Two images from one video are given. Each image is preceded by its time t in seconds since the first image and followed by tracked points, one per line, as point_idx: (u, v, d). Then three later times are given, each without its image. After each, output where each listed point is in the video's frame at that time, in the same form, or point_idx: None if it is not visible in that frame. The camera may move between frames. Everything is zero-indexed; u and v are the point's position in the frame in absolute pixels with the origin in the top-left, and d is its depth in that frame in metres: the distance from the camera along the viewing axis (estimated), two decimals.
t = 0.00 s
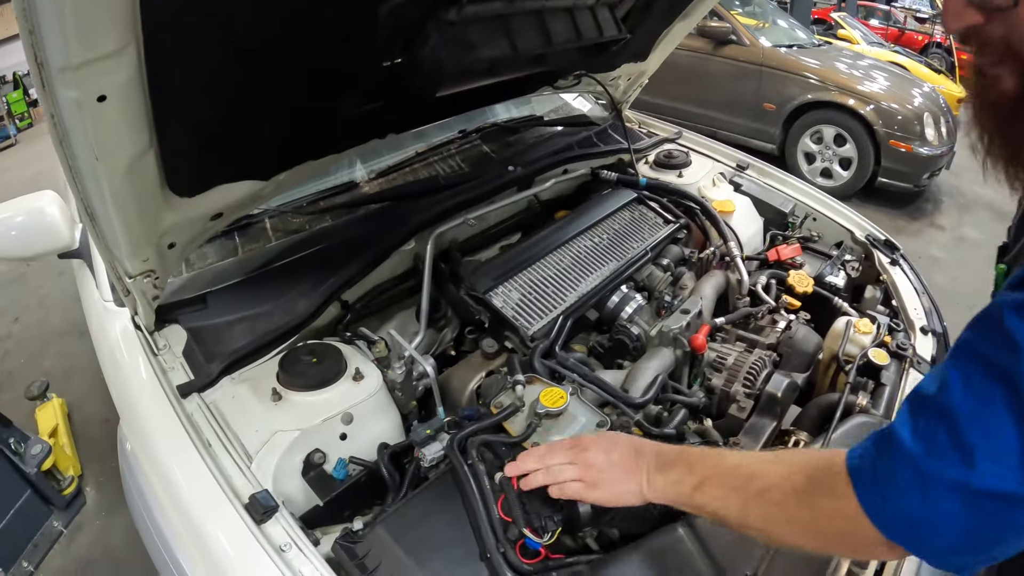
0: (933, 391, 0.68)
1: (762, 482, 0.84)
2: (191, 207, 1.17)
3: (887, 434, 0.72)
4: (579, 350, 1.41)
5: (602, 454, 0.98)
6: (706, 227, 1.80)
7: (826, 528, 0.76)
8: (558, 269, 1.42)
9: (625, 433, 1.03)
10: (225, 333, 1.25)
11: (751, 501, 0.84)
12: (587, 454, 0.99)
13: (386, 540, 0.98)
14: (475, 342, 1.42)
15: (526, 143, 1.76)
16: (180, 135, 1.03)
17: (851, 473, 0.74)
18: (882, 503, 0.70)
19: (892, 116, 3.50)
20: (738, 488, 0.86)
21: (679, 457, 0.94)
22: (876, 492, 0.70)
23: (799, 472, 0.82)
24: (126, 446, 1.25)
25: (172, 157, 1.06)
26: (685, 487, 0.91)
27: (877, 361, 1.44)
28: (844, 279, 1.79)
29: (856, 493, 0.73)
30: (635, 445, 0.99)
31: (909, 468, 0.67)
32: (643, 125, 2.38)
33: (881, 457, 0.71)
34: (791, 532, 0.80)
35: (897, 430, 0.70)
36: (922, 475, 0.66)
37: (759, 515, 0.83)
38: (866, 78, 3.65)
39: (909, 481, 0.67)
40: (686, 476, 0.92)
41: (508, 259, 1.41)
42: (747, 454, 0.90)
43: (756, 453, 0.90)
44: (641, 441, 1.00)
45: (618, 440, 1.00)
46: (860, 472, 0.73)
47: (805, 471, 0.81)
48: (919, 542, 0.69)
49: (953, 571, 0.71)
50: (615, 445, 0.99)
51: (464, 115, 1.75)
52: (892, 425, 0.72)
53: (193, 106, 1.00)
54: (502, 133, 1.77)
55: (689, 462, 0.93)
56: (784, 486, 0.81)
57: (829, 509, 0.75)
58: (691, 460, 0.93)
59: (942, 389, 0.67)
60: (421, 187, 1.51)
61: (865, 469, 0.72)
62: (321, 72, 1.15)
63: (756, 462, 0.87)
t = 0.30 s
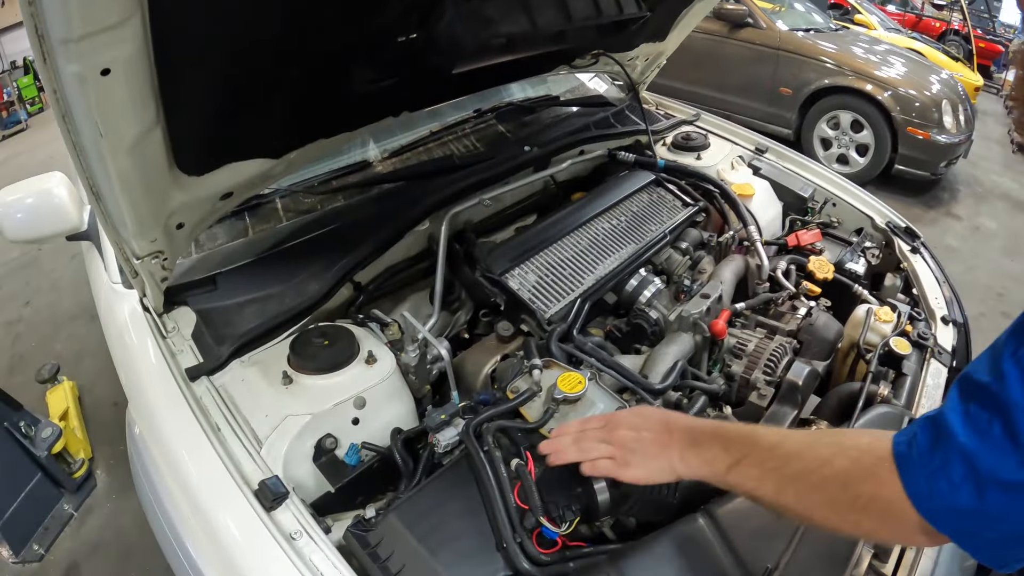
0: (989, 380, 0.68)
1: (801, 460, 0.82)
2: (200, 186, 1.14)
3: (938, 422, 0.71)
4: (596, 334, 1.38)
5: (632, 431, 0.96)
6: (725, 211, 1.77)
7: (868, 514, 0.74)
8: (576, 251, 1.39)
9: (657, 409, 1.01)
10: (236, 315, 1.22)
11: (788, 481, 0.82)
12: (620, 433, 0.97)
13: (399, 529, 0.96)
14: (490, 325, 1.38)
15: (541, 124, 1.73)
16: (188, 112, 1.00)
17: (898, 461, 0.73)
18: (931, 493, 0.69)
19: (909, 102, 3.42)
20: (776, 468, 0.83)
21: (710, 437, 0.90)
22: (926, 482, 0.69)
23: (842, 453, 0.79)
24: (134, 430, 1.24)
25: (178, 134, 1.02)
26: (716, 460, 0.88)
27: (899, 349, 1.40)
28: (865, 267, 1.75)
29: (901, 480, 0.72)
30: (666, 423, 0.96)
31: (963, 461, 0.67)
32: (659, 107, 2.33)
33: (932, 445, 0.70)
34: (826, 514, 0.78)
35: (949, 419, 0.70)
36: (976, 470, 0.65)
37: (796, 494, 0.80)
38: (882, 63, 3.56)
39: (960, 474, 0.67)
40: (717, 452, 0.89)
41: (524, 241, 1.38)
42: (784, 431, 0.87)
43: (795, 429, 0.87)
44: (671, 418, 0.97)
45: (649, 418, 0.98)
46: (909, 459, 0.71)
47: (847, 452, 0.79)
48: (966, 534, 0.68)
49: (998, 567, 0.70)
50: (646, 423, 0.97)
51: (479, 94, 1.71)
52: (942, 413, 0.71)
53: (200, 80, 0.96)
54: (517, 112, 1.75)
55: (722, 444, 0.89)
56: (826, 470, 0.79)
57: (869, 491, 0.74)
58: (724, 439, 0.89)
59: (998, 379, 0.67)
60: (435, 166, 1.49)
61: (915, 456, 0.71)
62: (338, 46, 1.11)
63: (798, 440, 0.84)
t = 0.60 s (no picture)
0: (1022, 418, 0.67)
1: (840, 541, 0.74)
2: (194, 177, 1.11)
3: (980, 468, 0.67)
4: (600, 326, 1.36)
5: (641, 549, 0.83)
6: (728, 201, 1.75)
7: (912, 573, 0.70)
8: (578, 241, 1.36)
9: (654, 492, 0.87)
10: (232, 310, 1.20)
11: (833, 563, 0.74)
12: (626, 555, 0.83)
13: (401, 528, 0.94)
14: (491, 317, 1.37)
15: (542, 113, 1.71)
16: (181, 101, 0.96)
17: (942, 516, 0.68)
18: (980, 547, 0.65)
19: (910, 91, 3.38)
20: (817, 554, 0.75)
21: (733, 522, 0.81)
22: (974, 534, 0.65)
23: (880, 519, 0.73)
24: (131, 428, 1.21)
25: (171, 125, 0.98)
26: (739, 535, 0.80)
27: (905, 340, 1.38)
28: (870, 257, 1.72)
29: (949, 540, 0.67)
30: (677, 510, 0.85)
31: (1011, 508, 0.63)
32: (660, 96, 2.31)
33: (977, 494, 0.66)
34: None
35: (991, 463, 0.66)
36: None
37: None
38: (883, 52, 3.52)
39: (1009, 522, 0.63)
40: (747, 535, 0.79)
41: (526, 232, 1.35)
42: (809, 501, 0.79)
43: (821, 495, 0.79)
44: (679, 497, 0.86)
45: (651, 510, 0.85)
46: (955, 517, 0.67)
47: (887, 519, 0.72)
48: None
49: None
50: (652, 522, 0.84)
51: (478, 83, 1.70)
52: (981, 455, 0.68)
53: (191, 67, 0.93)
54: (517, 102, 1.73)
55: (750, 536, 0.79)
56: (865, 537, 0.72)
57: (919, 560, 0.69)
58: (747, 523, 0.80)
59: None
60: (435, 156, 1.46)
61: (957, 508, 0.67)
62: (336, 31, 1.07)
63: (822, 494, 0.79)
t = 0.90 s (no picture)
0: None
1: (845, 545, 0.69)
2: (184, 165, 1.07)
3: (1005, 457, 0.64)
4: (603, 317, 1.33)
5: (610, 558, 0.79)
6: (730, 190, 1.73)
7: None
8: (580, 231, 1.33)
9: (629, 496, 0.83)
10: (225, 303, 1.16)
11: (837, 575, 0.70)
12: (595, 564, 0.79)
13: (402, 527, 0.90)
14: (491, 309, 1.33)
15: (541, 102, 1.67)
16: (171, 86, 0.92)
17: (964, 508, 0.64)
18: (1006, 542, 0.61)
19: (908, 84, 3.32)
20: (819, 563, 0.71)
21: (719, 530, 0.77)
22: (999, 527, 0.61)
23: (889, 518, 0.69)
24: (123, 425, 1.18)
25: (159, 112, 0.95)
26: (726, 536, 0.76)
27: (912, 331, 1.34)
28: (874, 247, 1.69)
29: (970, 536, 0.63)
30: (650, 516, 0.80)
31: None
32: (660, 85, 2.27)
33: (1001, 484, 0.63)
34: None
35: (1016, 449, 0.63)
36: None
37: None
38: (880, 43, 3.46)
39: None
40: (736, 543, 0.76)
41: (526, 222, 1.32)
42: (808, 506, 0.75)
43: (820, 499, 0.74)
44: (654, 503, 0.82)
45: (622, 517, 0.81)
46: (976, 510, 0.63)
47: (899, 517, 0.68)
48: None
49: None
50: (622, 529, 0.80)
51: (475, 71, 1.66)
52: (1006, 443, 0.65)
53: (181, 52, 0.89)
54: (516, 90, 1.69)
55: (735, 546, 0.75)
56: (875, 536, 0.68)
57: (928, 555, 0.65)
58: (738, 533, 0.76)
59: None
60: (433, 145, 1.43)
61: (979, 500, 0.64)
62: (332, 13, 1.03)
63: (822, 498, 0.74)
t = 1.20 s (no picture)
0: None
1: (870, 518, 0.69)
2: (181, 162, 1.05)
3: None
4: (606, 311, 1.31)
5: (644, 530, 0.80)
6: (732, 183, 1.71)
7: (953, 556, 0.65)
8: (583, 225, 1.32)
9: (662, 472, 0.84)
10: (224, 301, 1.15)
11: (863, 547, 0.70)
12: (631, 536, 0.79)
13: (407, 528, 0.89)
14: (492, 304, 1.32)
15: (541, 95, 1.66)
16: (169, 81, 0.90)
17: (983, 487, 0.63)
18: None
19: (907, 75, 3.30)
20: (845, 535, 0.70)
21: (746, 500, 0.77)
22: (1017, 506, 0.61)
23: (912, 495, 0.68)
24: (121, 426, 1.16)
25: (155, 107, 0.92)
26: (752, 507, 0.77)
27: (917, 323, 1.33)
28: (876, 239, 1.68)
29: (988, 515, 0.62)
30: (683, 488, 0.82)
31: None
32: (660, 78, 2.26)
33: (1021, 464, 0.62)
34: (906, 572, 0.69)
35: None
36: None
37: (879, 559, 0.69)
38: (877, 35, 3.42)
39: None
40: (763, 513, 0.76)
41: (527, 215, 1.30)
42: (834, 480, 0.74)
43: (846, 473, 0.74)
44: (685, 476, 0.83)
45: (657, 489, 0.82)
46: (994, 489, 0.62)
47: (921, 493, 0.68)
48: None
49: None
50: (657, 499, 0.81)
51: (474, 64, 1.65)
52: None
53: (178, 47, 0.87)
54: (515, 83, 1.68)
55: (762, 517, 0.76)
56: (898, 510, 0.68)
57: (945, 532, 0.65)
58: (765, 505, 0.76)
59: None
60: (433, 139, 1.42)
61: (999, 480, 0.62)
62: (333, 9, 1.01)
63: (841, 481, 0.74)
